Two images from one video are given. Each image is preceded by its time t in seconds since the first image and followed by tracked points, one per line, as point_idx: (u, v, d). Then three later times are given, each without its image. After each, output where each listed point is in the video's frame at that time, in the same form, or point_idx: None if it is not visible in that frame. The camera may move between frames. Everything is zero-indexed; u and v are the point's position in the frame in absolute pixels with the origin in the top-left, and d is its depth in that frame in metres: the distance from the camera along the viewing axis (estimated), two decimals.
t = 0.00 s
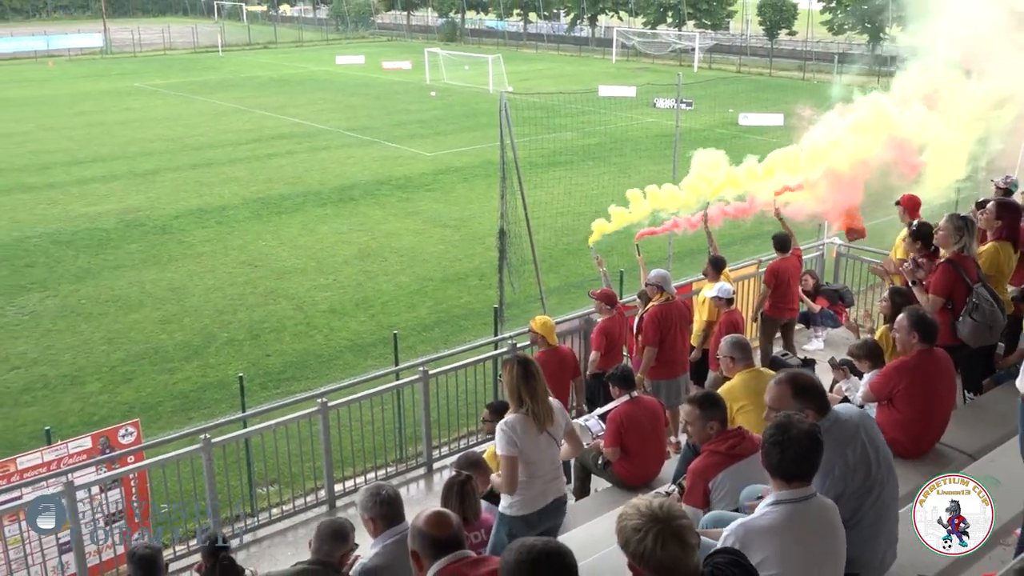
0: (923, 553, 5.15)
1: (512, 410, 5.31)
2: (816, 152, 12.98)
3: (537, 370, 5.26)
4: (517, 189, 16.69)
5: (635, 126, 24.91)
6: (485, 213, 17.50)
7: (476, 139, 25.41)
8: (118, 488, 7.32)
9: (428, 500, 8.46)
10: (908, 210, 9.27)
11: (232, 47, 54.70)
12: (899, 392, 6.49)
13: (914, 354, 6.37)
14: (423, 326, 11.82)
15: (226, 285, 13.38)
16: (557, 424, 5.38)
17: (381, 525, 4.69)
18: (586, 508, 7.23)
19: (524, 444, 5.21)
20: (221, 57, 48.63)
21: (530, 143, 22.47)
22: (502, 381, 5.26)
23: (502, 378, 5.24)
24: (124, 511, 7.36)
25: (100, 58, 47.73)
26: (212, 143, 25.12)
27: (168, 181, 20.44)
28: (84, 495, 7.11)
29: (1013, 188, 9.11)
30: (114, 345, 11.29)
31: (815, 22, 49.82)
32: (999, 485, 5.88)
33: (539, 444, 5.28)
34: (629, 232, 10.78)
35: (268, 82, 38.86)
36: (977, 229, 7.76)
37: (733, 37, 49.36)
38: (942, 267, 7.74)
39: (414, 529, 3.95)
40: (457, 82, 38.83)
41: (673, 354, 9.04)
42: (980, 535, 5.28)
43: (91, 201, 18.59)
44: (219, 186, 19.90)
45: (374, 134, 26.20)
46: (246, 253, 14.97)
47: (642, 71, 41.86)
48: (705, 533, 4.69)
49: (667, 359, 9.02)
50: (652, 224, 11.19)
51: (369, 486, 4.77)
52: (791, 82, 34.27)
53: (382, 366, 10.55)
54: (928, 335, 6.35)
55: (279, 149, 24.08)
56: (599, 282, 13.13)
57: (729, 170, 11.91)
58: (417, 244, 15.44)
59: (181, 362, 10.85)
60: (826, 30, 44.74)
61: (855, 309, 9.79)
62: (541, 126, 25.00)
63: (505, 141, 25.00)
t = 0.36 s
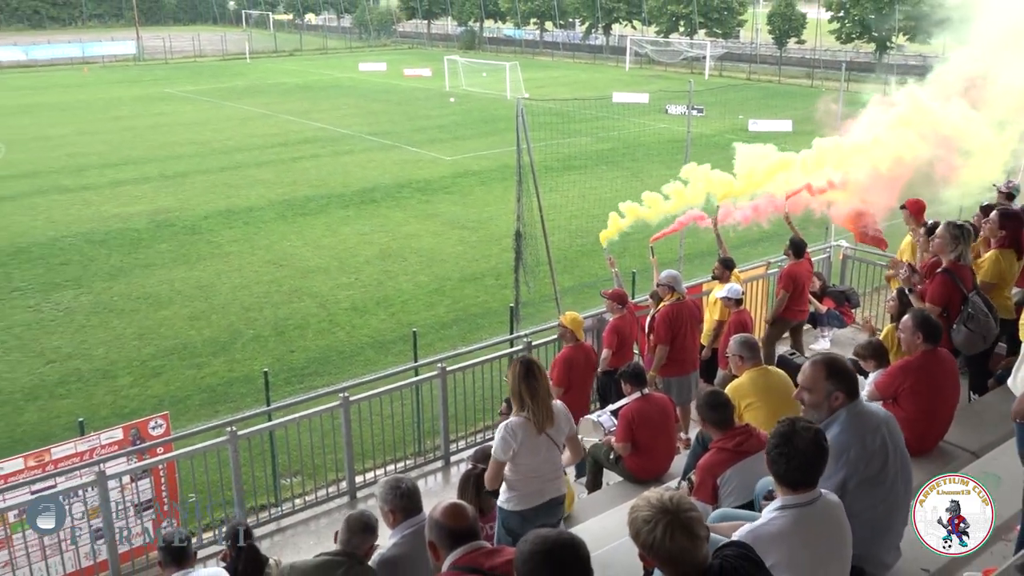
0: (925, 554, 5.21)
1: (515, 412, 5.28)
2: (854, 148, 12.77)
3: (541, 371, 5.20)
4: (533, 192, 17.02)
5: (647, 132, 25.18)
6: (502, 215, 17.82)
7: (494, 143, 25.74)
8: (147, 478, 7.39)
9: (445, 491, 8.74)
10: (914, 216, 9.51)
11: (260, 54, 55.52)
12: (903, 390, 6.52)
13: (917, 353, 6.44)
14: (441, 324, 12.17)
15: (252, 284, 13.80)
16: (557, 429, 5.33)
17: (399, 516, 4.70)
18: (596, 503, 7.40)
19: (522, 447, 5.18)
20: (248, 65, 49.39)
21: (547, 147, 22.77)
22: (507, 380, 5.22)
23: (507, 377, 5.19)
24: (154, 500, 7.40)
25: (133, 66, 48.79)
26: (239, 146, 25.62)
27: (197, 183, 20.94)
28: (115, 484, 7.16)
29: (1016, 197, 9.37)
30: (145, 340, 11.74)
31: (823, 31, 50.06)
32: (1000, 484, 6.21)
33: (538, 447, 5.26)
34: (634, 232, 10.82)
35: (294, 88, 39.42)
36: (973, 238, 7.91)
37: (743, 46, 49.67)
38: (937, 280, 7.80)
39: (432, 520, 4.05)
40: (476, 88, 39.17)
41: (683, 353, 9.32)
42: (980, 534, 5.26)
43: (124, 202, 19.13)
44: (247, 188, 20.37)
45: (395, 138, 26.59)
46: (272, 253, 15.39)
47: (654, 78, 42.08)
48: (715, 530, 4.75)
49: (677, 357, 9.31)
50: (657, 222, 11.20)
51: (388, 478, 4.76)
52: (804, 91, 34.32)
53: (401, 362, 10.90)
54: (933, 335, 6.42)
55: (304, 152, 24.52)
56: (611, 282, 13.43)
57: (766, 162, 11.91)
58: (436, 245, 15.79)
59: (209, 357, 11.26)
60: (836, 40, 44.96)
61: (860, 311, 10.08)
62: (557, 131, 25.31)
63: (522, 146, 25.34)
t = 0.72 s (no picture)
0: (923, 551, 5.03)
1: (518, 410, 5.15)
2: (896, 146, 13.32)
3: (546, 370, 5.02)
4: (548, 196, 17.36)
5: (660, 137, 25.51)
6: (519, 217, 18.17)
7: (512, 148, 26.14)
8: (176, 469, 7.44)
9: (462, 484, 9.01)
10: (921, 218, 9.72)
11: (285, 61, 56.40)
12: (908, 390, 6.68)
13: (921, 354, 6.59)
14: (459, 322, 12.53)
15: (277, 283, 14.22)
16: (560, 429, 5.19)
17: (419, 508, 4.74)
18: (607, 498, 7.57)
19: (522, 446, 5.05)
20: (272, 72, 50.21)
21: (562, 152, 23.13)
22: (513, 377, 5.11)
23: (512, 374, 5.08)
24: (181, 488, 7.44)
25: (164, 73, 49.90)
26: (265, 150, 26.15)
27: (226, 185, 21.44)
28: (146, 475, 7.23)
29: (1019, 201, 9.53)
30: (174, 336, 12.19)
31: (831, 40, 50.41)
32: (1001, 481, 6.00)
33: (540, 447, 5.09)
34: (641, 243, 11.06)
35: (319, 94, 40.05)
36: (966, 245, 8.08)
37: (753, 54, 50.06)
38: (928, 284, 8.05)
39: (451, 510, 4.03)
40: (494, 95, 39.61)
41: (694, 351, 9.60)
42: (980, 534, 5.11)
43: (155, 203, 19.66)
44: (272, 190, 20.84)
45: (416, 142, 27.04)
46: (297, 253, 15.81)
47: (666, 85, 42.47)
48: (724, 520, 4.73)
49: (689, 356, 9.58)
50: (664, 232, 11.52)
51: (410, 470, 4.82)
52: (816, 98, 34.54)
53: (421, 359, 11.27)
54: (936, 336, 6.52)
55: (327, 156, 25.00)
56: (623, 282, 13.75)
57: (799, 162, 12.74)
58: (454, 245, 16.17)
59: (236, 352, 11.67)
60: (845, 49, 45.23)
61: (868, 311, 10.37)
62: (572, 136, 25.68)
63: (538, 150, 25.71)
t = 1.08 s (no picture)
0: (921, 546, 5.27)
1: (532, 406, 5.49)
2: (941, 142, 12.91)
3: (558, 367, 5.36)
4: (566, 198, 17.71)
5: (677, 142, 25.77)
6: (538, 219, 18.52)
7: (532, 152, 26.47)
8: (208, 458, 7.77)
9: (482, 477, 9.30)
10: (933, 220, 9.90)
11: (313, 68, 57.11)
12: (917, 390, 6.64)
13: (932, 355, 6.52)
14: (480, 320, 12.91)
15: (306, 280, 14.68)
16: (572, 424, 5.50)
17: (441, 499, 4.73)
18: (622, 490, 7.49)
19: (535, 439, 5.38)
20: (298, 77, 50.88)
21: (581, 156, 23.45)
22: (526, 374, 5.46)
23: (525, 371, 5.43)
24: (214, 477, 7.77)
25: (195, 78, 50.80)
26: (293, 153, 26.66)
27: (257, 186, 21.96)
28: (179, 464, 7.51)
29: None
30: (207, 331, 12.67)
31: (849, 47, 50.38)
32: (1010, 478, 6.02)
33: (552, 440, 5.41)
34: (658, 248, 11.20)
35: (345, 99, 40.59)
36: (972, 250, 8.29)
37: (769, 61, 50.06)
38: (930, 284, 8.27)
39: (471, 501, 4.03)
40: (515, 100, 39.91)
41: (709, 351, 9.84)
42: (979, 534, 5.29)
43: (189, 203, 20.22)
44: (301, 191, 21.33)
45: (439, 146, 27.43)
46: (324, 252, 16.26)
47: (681, 91, 42.59)
48: (736, 516, 4.66)
49: (704, 355, 9.82)
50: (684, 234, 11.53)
51: (433, 461, 4.81)
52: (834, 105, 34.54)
53: (443, 355, 11.66)
54: (947, 338, 6.47)
55: (354, 159, 25.45)
56: (639, 283, 14.06)
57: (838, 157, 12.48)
58: (475, 245, 16.55)
59: (266, 347, 12.13)
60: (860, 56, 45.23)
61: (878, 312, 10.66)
62: (590, 140, 25.99)
63: (558, 154, 26.05)
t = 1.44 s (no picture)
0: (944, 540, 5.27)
1: (558, 403, 5.77)
2: (1001, 138, 12.50)
3: (583, 365, 5.63)
4: (596, 202, 17.96)
5: (706, 147, 25.91)
6: (569, 221, 18.79)
7: (562, 156, 26.75)
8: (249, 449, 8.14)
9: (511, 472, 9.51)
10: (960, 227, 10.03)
11: (352, 73, 58.04)
12: (943, 393, 6.51)
13: (957, 359, 6.43)
14: (511, 319, 13.21)
15: (342, 278, 15.11)
16: (597, 421, 5.77)
17: (471, 492, 4.93)
18: (648, 485, 7.22)
19: (558, 434, 5.66)
20: (337, 82, 51.76)
21: (611, 160, 23.68)
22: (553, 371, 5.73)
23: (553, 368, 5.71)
24: (253, 468, 8.08)
25: (238, 83, 51.92)
26: (331, 155, 27.20)
27: (298, 187, 22.51)
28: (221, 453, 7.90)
29: None
30: (248, 327, 13.14)
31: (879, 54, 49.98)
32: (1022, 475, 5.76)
33: (575, 436, 5.68)
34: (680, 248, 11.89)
35: (382, 103, 41.24)
36: (1011, 252, 8.38)
37: (798, 70, 49.80)
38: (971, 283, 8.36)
39: (500, 496, 4.26)
40: (548, 106, 40.24)
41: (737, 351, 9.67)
42: (980, 534, 4.98)
43: (232, 203, 20.81)
44: (340, 192, 21.83)
45: (472, 150, 27.82)
46: (360, 252, 16.68)
47: (710, 97, 42.59)
48: (763, 516, 4.52)
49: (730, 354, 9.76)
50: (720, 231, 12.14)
51: (466, 455, 4.99)
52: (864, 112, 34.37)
53: (474, 352, 11.97)
54: (972, 343, 6.38)
55: (390, 161, 25.93)
56: (667, 285, 14.27)
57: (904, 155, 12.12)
58: (507, 246, 16.87)
59: (304, 343, 12.55)
60: (887, 64, 44.95)
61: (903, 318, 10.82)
62: (620, 145, 26.21)
63: (589, 158, 26.31)
